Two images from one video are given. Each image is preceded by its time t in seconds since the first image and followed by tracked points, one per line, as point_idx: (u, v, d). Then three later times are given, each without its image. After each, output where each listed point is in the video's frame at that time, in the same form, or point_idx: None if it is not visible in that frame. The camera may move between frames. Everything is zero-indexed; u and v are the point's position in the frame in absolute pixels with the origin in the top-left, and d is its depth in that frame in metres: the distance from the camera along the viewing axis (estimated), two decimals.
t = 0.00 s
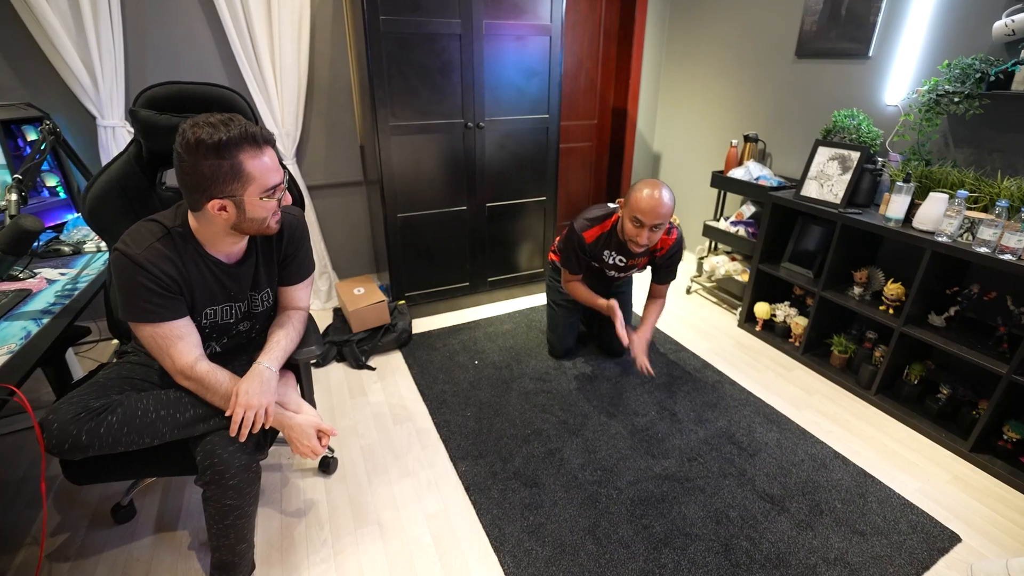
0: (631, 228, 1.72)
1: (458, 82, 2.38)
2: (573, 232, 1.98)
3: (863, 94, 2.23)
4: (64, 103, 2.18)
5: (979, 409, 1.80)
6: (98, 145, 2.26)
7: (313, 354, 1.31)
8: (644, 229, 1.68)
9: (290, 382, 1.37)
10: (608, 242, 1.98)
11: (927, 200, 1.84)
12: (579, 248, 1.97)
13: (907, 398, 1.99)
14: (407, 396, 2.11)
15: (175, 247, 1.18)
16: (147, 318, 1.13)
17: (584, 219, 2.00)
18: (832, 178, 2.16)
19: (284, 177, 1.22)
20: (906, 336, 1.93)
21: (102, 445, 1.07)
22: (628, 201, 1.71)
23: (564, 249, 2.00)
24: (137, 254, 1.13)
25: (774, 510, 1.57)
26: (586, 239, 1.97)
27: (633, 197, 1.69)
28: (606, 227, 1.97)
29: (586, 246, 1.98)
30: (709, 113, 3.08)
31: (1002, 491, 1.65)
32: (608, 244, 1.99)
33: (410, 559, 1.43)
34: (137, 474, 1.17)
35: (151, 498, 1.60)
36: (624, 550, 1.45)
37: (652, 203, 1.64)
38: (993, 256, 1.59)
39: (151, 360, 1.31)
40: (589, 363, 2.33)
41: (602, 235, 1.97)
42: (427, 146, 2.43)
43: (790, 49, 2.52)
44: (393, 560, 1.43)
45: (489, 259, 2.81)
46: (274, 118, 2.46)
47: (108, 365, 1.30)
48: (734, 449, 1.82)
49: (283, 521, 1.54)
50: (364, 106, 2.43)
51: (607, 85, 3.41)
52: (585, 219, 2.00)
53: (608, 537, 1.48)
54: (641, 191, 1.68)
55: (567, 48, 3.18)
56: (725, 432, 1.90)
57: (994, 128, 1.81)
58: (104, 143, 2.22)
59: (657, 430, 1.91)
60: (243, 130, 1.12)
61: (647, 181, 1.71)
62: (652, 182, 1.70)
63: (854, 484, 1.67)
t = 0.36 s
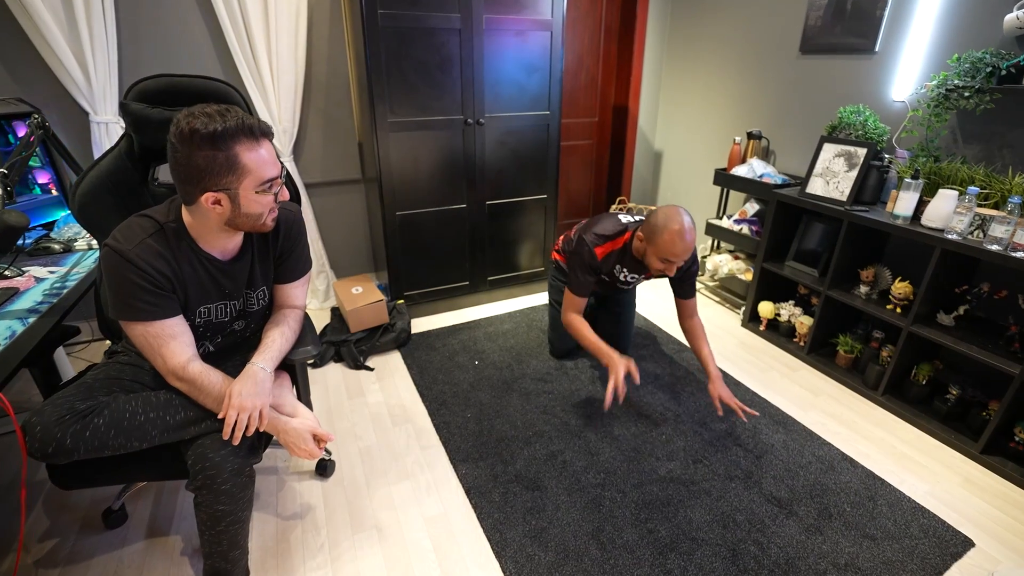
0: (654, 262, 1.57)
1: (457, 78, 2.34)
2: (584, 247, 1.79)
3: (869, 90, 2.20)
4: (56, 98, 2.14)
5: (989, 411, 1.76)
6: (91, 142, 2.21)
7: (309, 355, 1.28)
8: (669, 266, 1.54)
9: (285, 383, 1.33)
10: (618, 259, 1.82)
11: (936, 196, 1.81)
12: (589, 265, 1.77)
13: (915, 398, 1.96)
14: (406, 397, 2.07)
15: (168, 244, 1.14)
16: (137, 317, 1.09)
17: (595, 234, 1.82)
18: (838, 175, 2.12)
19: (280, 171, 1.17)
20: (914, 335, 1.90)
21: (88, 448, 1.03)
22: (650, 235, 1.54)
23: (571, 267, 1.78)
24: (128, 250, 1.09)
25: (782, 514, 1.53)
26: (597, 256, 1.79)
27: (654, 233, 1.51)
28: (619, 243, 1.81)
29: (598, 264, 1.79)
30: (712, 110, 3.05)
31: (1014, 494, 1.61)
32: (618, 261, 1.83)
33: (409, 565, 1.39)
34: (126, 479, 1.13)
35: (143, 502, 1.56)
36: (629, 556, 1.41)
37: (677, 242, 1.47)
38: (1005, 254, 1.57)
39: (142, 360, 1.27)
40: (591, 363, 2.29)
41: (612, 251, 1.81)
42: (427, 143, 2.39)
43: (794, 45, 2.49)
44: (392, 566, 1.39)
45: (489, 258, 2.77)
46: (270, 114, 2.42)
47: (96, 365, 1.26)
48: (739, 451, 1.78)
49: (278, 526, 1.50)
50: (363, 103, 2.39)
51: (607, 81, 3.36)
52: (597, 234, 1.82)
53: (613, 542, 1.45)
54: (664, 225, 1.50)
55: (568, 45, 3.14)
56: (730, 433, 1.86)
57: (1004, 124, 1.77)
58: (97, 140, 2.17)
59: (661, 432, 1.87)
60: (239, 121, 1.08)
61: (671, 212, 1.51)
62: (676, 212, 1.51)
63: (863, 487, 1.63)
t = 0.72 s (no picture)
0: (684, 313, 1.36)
1: (458, 73, 2.31)
2: (619, 285, 1.44)
3: (876, 85, 2.16)
4: (49, 93, 2.10)
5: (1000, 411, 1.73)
6: (84, 137, 2.17)
7: (307, 354, 1.24)
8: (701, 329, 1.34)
9: (282, 383, 1.30)
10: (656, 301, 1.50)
11: (946, 192, 1.77)
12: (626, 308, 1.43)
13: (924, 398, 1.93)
14: (407, 397, 2.03)
15: (163, 239, 1.10)
16: (128, 315, 1.04)
17: (632, 270, 1.46)
18: (845, 171, 2.09)
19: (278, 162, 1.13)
20: (923, 334, 1.86)
21: (76, 451, 0.99)
22: (691, 294, 1.30)
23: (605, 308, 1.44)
24: (120, 245, 1.05)
25: (791, 517, 1.50)
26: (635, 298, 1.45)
27: (698, 293, 1.28)
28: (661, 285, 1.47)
29: (634, 306, 1.46)
30: (714, 106, 3.01)
31: None
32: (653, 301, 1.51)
33: (409, 570, 1.36)
34: (116, 483, 1.09)
35: (136, 506, 1.52)
36: (636, 560, 1.37)
37: (719, 316, 1.25)
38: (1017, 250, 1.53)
39: (134, 360, 1.24)
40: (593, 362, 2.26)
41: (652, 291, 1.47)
42: (427, 139, 2.35)
43: (799, 40, 2.45)
44: (392, 570, 1.35)
45: (490, 257, 2.73)
46: (268, 110, 2.38)
47: (87, 365, 1.22)
48: (746, 451, 1.75)
49: (275, 529, 1.46)
50: (362, 98, 2.35)
51: (609, 78, 3.37)
52: (633, 270, 1.46)
53: (618, 545, 1.41)
54: (711, 292, 1.26)
55: (569, 41, 3.11)
56: (736, 434, 1.83)
57: (1014, 118, 1.74)
58: (91, 135, 2.13)
59: (666, 432, 1.83)
60: (236, 110, 1.04)
61: (722, 277, 1.26)
62: (727, 280, 1.26)
63: (872, 488, 1.60)
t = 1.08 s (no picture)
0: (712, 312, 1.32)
1: (458, 68, 2.28)
2: (640, 284, 1.40)
3: (881, 80, 2.13)
4: (41, 88, 2.06)
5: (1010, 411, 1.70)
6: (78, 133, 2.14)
7: (304, 352, 1.21)
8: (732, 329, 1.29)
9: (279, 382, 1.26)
10: (679, 301, 1.45)
11: (954, 188, 1.75)
12: (648, 307, 1.39)
13: (931, 397, 1.90)
14: (406, 397, 2.00)
15: (157, 234, 1.07)
16: (120, 312, 1.01)
17: (654, 268, 1.43)
18: (850, 167, 2.06)
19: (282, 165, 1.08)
20: (930, 332, 1.84)
21: (64, 452, 0.96)
22: (723, 289, 1.26)
23: (625, 307, 1.40)
24: (112, 239, 1.01)
25: (798, 518, 1.47)
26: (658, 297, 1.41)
27: (728, 288, 1.24)
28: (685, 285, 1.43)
29: (655, 306, 1.42)
30: (716, 103, 2.98)
31: None
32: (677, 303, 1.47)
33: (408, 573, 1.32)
34: (106, 485, 1.06)
35: (130, 508, 1.49)
36: (640, 562, 1.34)
37: (751, 313, 1.21)
38: None
39: (126, 359, 1.20)
40: (595, 361, 2.23)
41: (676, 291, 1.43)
42: (426, 135, 2.32)
43: (803, 35, 2.42)
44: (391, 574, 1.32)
45: (490, 255, 2.70)
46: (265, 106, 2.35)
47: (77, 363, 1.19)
48: (751, 451, 1.72)
49: (271, 532, 1.43)
50: (360, 94, 2.32)
51: (610, 75, 3.34)
52: (655, 269, 1.43)
53: (622, 547, 1.38)
54: (743, 287, 1.22)
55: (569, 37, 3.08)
56: (741, 433, 1.80)
57: None
58: (85, 131, 2.10)
59: (670, 432, 1.80)
60: (245, 110, 1.00)
61: (754, 271, 1.23)
62: (759, 273, 1.22)
63: (880, 489, 1.57)
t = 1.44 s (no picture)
0: (717, 303, 1.31)
1: (457, 64, 2.25)
2: (655, 284, 1.37)
3: (885, 76, 2.11)
4: (34, 83, 2.03)
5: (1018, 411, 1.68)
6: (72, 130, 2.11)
7: (301, 352, 1.17)
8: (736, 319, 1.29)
9: (275, 382, 1.23)
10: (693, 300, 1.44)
11: (961, 184, 1.73)
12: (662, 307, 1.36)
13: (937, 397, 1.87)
14: (405, 397, 1.97)
15: (149, 229, 1.04)
16: (110, 310, 0.98)
17: (669, 267, 1.40)
18: (854, 164, 2.04)
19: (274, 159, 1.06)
20: (936, 331, 1.81)
21: (52, 454, 0.93)
22: (737, 281, 1.25)
23: (637, 306, 1.37)
24: (102, 235, 0.98)
25: (804, 520, 1.44)
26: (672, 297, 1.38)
27: (740, 279, 1.24)
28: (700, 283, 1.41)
29: (669, 306, 1.39)
30: (718, 100, 2.95)
31: None
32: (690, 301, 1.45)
33: None
34: (95, 488, 1.03)
35: (123, 511, 1.46)
36: (644, 566, 1.31)
37: (762, 306, 1.20)
38: None
39: (117, 358, 1.17)
40: (596, 361, 2.20)
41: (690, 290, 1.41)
42: (425, 132, 2.29)
43: (805, 31, 2.40)
44: None
45: (490, 253, 2.67)
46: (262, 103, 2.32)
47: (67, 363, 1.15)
48: (756, 451, 1.69)
49: (267, 535, 1.40)
50: (358, 91, 2.29)
51: (610, 73, 3.32)
52: (671, 268, 1.40)
53: (625, 550, 1.35)
54: (755, 278, 1.22)
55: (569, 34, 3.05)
56: (745, 433, 1.77)
57: None
58: (79, 128, 2.07)
59: (673, 433, 1.78)
60: (243, 96, 0.98)
61: (770, 265, 1.22)
62: (773, 267, 1.22)
63: (887, 490, 1.55)
